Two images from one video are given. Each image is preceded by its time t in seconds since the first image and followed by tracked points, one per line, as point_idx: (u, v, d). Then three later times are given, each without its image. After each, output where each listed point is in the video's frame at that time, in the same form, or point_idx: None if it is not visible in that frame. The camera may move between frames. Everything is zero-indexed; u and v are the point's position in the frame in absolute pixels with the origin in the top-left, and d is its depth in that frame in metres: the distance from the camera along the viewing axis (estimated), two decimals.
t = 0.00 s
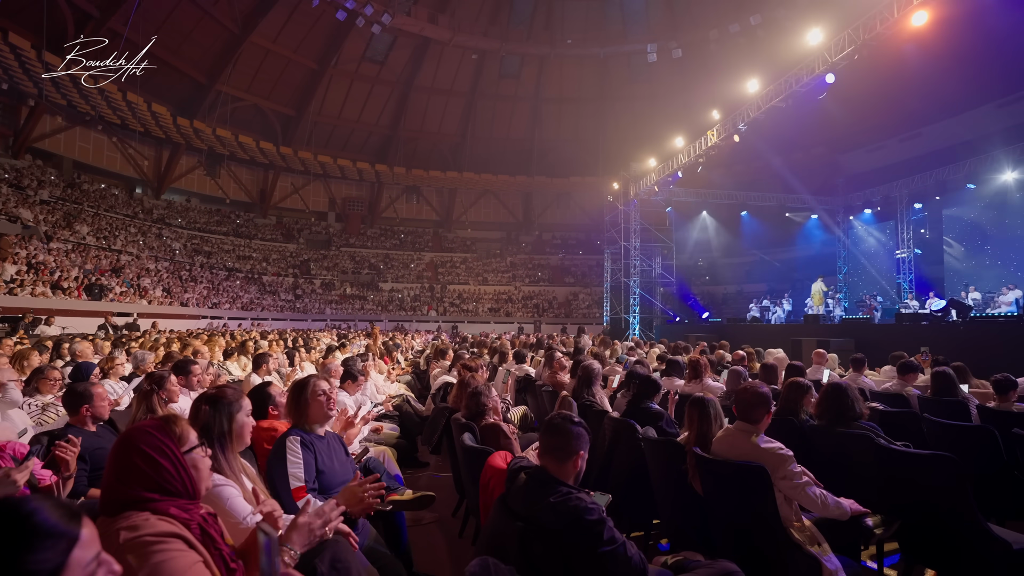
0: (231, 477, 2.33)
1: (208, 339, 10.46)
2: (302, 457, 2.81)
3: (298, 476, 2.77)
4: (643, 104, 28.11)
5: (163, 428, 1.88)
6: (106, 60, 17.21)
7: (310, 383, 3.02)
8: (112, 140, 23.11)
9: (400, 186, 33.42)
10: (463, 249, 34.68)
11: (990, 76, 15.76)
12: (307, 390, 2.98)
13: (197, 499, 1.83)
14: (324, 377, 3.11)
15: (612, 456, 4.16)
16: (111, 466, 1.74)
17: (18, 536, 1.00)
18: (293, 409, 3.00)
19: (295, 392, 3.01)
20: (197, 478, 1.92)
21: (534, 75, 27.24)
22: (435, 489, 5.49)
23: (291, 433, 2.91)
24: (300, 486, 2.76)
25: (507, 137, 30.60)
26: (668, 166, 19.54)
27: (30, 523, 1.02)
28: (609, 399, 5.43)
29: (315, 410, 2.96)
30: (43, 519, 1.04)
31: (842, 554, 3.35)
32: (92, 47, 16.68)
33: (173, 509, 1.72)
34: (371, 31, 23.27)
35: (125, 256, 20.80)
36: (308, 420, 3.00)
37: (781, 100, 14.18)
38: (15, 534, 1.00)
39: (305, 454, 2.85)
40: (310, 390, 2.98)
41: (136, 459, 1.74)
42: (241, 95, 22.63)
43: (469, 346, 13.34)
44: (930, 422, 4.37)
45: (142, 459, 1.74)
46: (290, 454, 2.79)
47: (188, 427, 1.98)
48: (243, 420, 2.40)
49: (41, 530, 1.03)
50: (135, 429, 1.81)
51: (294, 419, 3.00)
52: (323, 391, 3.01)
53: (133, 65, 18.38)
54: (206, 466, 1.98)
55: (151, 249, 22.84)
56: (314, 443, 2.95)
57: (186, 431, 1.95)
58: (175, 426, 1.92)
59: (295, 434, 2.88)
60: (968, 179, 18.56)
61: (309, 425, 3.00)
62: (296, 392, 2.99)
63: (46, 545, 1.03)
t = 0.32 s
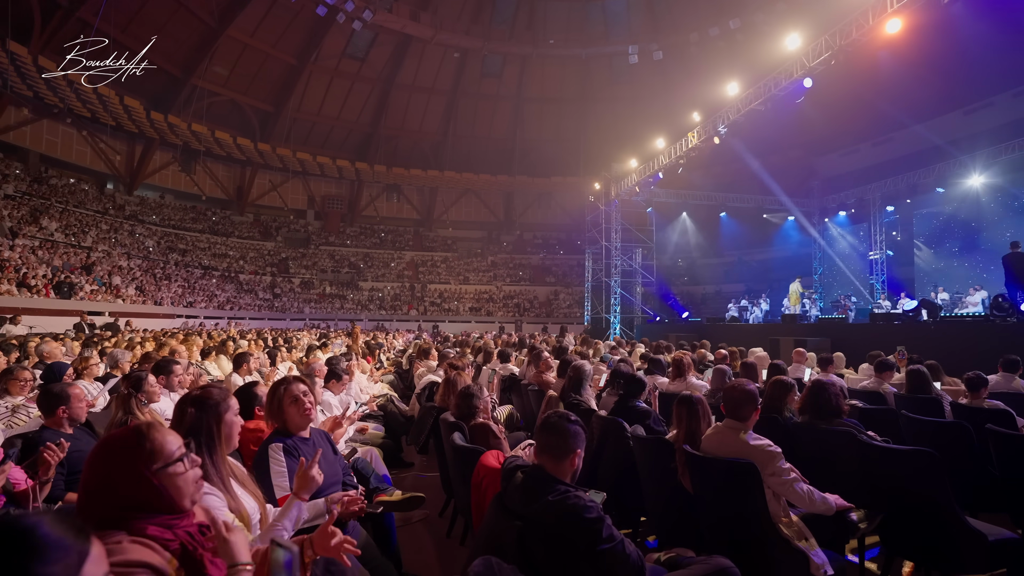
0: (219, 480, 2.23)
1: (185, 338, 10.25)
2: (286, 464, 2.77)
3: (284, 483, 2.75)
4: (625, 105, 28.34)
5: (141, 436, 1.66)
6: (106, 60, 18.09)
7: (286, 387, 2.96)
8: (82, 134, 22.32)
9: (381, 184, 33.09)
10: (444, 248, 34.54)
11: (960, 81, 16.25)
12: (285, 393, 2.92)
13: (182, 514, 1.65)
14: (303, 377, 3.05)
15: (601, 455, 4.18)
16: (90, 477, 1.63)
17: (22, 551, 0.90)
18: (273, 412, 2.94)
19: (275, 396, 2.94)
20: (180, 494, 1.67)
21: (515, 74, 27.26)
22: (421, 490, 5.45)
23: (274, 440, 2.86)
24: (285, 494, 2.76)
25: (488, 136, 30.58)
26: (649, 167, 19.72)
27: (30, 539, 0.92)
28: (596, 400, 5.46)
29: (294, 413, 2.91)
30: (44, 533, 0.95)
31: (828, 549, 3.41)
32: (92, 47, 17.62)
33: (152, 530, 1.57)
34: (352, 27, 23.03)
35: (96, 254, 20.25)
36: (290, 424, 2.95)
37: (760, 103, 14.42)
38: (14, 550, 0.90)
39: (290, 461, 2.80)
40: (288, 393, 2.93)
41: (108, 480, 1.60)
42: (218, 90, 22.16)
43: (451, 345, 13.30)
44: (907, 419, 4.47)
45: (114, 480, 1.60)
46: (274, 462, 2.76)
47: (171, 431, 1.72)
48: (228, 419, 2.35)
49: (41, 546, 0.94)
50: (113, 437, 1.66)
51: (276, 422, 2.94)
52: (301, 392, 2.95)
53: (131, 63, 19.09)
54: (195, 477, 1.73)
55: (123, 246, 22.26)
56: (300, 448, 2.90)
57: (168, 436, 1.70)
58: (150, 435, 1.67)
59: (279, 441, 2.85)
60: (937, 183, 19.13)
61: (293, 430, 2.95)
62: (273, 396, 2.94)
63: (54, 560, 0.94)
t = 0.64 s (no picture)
0: (215, 489, 2.21)
1: (166, 339, 10.07)
2: (269, 480, 2.73)
3: (269, 498, 2.72)
4: (609, 107, 28.54)
5: (137, 451, 1.52)
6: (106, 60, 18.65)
7: (265, 394, 2.89)
8: (52, 128, 21.50)
9: (363, 183, 32.80)
10: (426, 248, 34.39)
11: (933, 87, 16.71)
12: (264, 402, 2.86)
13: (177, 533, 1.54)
14: (283, 382, 2.96)
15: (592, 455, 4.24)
16: (75, 498, 1.48)
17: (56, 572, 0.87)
18: (253, 422, 2.88)
19: (255, 404, 2.88)
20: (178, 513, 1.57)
21: (499, 74, 27.26)
22: (411, 491, 5.44)
23: (259, 452, 2.82)
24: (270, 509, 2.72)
25: (472, 136, 30.56)
26: (632, 168, 19.91)
27: (65, 560, 0.89)
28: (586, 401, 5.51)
29: (274, 421, 2.86)
30: (80, 553, 0.92)
31: (814, 545, 3.49)
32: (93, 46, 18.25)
33: (150, 554, 1.46)
34: (334, 24, 22.82)
35: (69, 252, 19.78)
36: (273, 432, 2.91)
37: (742, 107, 14.62)
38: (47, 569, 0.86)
39: (273, 477, 2.77)
40: (267, 401, 2.86)
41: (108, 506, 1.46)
42: (196, 86, 21.76)
43: (436, 345, 13.27)
44: (887, 416, 4.59)
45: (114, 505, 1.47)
46: (257, 478, 2.73)
47: (168, 444, 1.60)
48: (224, 425, 2.33)
49: (75, 566, 0.90)
50: (104, 453, 1.51)
51: (259, 431, 2.89)
52: (280, 399, 2.88)
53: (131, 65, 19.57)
54: (194, 490, 1.63)
55: (96, 245, 21.72)
56: (283, 459, 2.85)
57: (165, 450, 1.59)
58: (148, 451, 1.53)
59: (262, 454, 2.81)
60: (910, 187, 19.61)
61: (277, 438, 2.90)
62: (253, 405, 2.87)
63: None
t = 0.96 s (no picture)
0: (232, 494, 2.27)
1: (150, 339, 9.93)
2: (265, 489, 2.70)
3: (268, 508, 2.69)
4: (594, 108, 28.73)
5: (176, 457, 1.69)
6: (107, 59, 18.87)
7: (259, 403, 2.84)
8: (28, 123, 20.98)
9: (348, 182, 32.59)
10: (412, 248, 34.27)
11: (910, 92, 17.11)
12: (256, 411, 2.82)
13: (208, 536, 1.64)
14: (275, 389, 2.92)
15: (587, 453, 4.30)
16: (113, 497, 1.54)
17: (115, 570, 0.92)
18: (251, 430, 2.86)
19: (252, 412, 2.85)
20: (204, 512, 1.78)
21: (485, 74, 27.28)
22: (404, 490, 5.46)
23: (253, 462, 2.79)
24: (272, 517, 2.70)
25: (458, 136, 30.55)
26: (618, 169, 20.08)
27: (122, 558, 0.93)
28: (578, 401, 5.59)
29: (267, 430, 2.85)
30: (135, 553, 0.95)
31: (803, 538, 3.59)
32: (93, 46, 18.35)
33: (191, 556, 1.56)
34: (319, 22, 22.64)
35: (44, 250, 19.32)
36: (269, 440, 2.87)
37: (727, 110, 14.83)
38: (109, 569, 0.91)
39: (268, 488, 2.74)
40: (259, 410, 2.83)
41: (149, 508, 1.52)
42: (178, 82, 21.43)
43: (424, 345, 13.25)
44: (871, 413, 4.74)
45: (155, 509, 1.53)
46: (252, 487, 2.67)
47: (195, 453, 1.80)
48: (242, 430, 2.33)
49: (131, 564, 0.95)
50: (142, 458, 1.62)
51: (258, 438, 2.86)
52: (273, 408, 2.86)
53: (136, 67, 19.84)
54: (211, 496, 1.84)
55: (74, 243, 21.27)
56: (278, 468, 2.82)
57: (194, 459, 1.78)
58: (186, 456, 1.73)
59: (255, 464, 2.78)
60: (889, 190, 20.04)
61: (271, 447, 2.87)
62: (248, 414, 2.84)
63: None
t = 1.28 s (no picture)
0: (242, 479, 2.36)
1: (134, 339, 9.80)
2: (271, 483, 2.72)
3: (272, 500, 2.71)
4: (580, 109, 28.87)
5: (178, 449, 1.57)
6: (106, 59, 19.09)
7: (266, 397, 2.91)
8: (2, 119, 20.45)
9: (332, 180, 32.37)
10: (397, 248, 34.13)
11: (889, 96, 17.45)
12: (263, 406, 2.86)
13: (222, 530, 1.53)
14: (281, 385, 2.97)
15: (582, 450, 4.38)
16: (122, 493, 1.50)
17: (167, 553, 0.97)
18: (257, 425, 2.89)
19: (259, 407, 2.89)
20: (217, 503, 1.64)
21: (472, 73, 27.27)
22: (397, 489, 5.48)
23: (258, 457, 2.82)
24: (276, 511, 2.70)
25: (444, 136, 30.54)
26: (605, 170, 20.21)
27: (175, 543, 0.98)
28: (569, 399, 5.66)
29: (273, 425, 2.89)
30: (188, 536, 1.00)
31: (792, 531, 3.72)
32: (92, 46, 18.51)
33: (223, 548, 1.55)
34: (305, 19, 22.45)
35: (19, 249, 18.83)
36: (273, 436, 2.91)
37: (712, 113, 15.02)
38: (160, 553, 0.96)
39: (274, 480, 2.77)
40: (266, 405, 2.87)
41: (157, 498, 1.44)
42: (160, 78, 21.12)
43: (412, 346, 13.25)
44: (857, 411, 4.87)
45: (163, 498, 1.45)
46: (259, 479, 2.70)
47: (203, 443, 1.66)
48: (253, 420, 2.43)
49: (183, 543, 1.00)
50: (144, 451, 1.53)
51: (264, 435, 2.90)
52: (279, 402, 2.90)
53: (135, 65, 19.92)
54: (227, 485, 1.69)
55: (50, 241, 20.76)
56: (283, 463, 2.86)
57: (202, 447, 1.64)
58: (190, 448, 1.59)
59: (261, 459, 2.82)
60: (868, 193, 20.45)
61: (276, 443, 2.90)
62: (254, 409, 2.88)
63: (194, 561, 1.00)
